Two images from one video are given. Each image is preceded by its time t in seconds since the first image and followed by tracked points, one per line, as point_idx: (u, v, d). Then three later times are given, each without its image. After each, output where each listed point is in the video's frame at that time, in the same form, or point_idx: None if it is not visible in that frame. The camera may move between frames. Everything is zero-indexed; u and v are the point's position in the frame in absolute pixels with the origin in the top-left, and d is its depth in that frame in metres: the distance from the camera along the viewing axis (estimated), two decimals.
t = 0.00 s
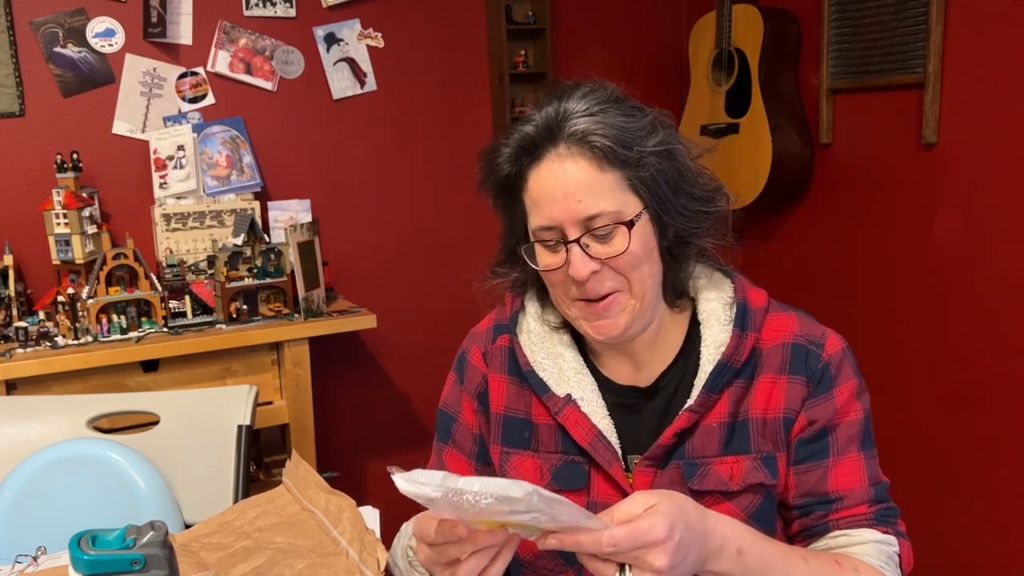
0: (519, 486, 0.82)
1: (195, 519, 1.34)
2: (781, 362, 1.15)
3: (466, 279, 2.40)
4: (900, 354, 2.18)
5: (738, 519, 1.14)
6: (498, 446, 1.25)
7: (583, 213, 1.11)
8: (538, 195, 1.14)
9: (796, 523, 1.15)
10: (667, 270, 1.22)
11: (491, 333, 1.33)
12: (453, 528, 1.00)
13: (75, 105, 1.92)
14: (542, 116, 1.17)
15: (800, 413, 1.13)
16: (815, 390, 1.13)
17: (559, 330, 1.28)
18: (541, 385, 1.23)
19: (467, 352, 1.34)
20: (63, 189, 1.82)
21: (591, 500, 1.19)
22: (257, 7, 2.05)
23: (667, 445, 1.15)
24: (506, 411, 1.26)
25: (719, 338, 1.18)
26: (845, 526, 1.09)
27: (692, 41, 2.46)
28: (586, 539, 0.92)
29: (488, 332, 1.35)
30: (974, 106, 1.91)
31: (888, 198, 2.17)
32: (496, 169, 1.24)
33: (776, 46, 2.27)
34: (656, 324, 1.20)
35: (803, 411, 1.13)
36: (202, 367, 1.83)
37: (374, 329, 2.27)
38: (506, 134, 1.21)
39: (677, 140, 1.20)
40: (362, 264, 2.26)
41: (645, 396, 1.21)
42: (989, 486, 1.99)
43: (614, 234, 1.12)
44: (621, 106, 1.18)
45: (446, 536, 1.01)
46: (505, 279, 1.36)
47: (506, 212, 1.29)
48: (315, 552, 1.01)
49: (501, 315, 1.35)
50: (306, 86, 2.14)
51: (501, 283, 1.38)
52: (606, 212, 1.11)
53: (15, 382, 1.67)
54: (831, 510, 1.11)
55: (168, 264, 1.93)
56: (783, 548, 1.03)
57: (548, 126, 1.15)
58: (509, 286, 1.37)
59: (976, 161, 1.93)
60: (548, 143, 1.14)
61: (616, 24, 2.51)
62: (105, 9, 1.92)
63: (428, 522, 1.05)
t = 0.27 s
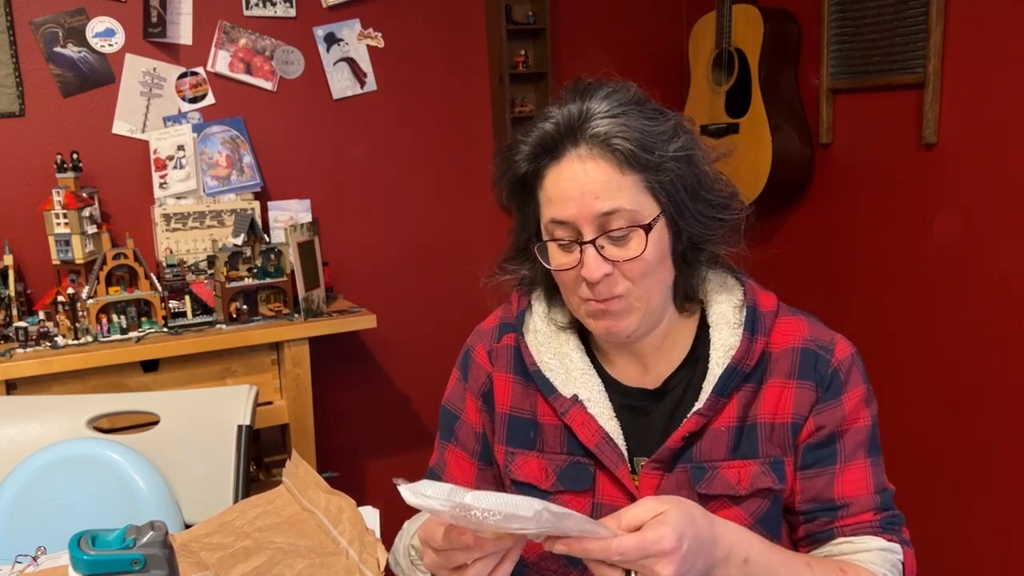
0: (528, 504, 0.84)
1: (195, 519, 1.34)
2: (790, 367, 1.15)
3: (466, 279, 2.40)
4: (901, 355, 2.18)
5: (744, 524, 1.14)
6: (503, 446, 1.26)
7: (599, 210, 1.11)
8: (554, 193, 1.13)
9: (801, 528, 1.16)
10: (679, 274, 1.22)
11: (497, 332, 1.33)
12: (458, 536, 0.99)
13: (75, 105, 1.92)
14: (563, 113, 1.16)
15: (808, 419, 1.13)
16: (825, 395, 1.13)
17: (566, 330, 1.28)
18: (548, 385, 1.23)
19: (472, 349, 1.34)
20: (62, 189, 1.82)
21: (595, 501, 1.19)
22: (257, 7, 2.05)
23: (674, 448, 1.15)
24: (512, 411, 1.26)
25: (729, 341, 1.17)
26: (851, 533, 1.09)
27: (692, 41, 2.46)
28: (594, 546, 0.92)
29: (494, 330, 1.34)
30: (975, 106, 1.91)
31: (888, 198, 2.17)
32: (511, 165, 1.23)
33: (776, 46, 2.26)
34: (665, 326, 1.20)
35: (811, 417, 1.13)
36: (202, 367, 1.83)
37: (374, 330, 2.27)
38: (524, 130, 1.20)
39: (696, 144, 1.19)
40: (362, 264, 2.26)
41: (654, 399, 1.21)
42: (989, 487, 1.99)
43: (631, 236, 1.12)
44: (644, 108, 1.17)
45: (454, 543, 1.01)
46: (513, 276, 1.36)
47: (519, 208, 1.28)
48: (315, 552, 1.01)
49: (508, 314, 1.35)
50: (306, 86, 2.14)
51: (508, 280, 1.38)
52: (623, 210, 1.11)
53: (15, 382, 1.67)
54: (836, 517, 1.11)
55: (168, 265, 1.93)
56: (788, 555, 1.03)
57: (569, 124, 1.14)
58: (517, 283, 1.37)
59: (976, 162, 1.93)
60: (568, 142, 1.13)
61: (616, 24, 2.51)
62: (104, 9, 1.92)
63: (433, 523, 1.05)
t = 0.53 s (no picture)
0: (524, 509, 0.83)
1: (195, 519, 1.34)
2: (791, 369, 1.15)
3: (466, 278, 2.39)
4: (901, 355, 2.18)
5: (744, 525, 1.14)
6: (503, 446, 1.26)
7: (601, 217, 1.10)
8: (556, 197, 1.12)
9: (800, 531, 1.16)
10: (680, 277, 1.21)
11: (497, 332, 1.33)
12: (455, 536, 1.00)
13: (75, 105, 1.92)
14: (566, 116, 1.15)
15: (809, 421, 1.13)
16: (825, 397, 1.13)
17: (566, 330, 1.28)
18: (548, 386, 1.23)
19: (473, 349, 1.34)
20: (63, 189, 1.82)
21: (595, 502, 1.19)
22: (257, 7, 2.05)
23: (674, 450, 1.15)
24: (512, 411, 1.26)
25: (730, 343, 1.17)
26: (850, 536, 1.09)
27: (692, 41, 2.46)
28: (593, 550, 0.91)
29: (494, 330, 1.34)
30: (975, 106, 1.91)
31: (888, 199, 2.17)
32: (513, 167, 1.22)
33: (776, 46, 2.26)
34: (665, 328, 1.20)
35: (812, 419, 1.13)
36: (202, 367, 1.83)
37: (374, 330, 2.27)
38: (527, 132, 1.20)
39: (700, 148, 1.19)
40: (362, 264, 2.26)
41: (655, 400, 1.21)
42: (989, 487, 1.99)
43: (632, 242, 1.12)
44: (648, 112, 1.16)
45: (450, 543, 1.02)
46: (515, 276, 1.36)
47: (521, 209, 1.28)
48: (315, 552, 1.01)
49: (508, 313, 1.35)
50: (306, 86, 2.14)
51: (510, 279, 1.37)
52: (625, 217, 1.10)
53: (15, 382, 1.67)
54: (836, 519, 1.11)
55: (168, 264, 1.93)
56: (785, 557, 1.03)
57: (571, 127, 1.14)
58: (517, 283, 1.36)
59: (976, 161, 1.93)
60: (570, 145, 1.13)
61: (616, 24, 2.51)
62: (105, 9, 1.92)
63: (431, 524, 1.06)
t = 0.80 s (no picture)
0: (522, 519, 0.83)
1: (195, 519, 1.34)
2: (790, 370, 1.15)
3: (466, 278, 2.39)
4: (901, 355, 2.18)
5: (743, 526, 1.14)
6: (502, 447, 1.26)
7: (597, 223, 1.09)
8: (552, 202, 1.12)
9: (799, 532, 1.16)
10: (678, 279, 1.21)
11: (496, 333, 1.33)
12: (451, 541, 1.01)
13: (75, 105, 1.92)
14: (562, 120, 1.14)
15: (808, 422, 1.13)
16: (825, 398, 1.13)
17: (565, 331, 1.28)
18: (547, 387, 1.23)
19: (472, 350, 1.34)
20: (63, 189, 1.82)
21: (594, 504, 1.19)
22: (257, 7, 2.05)
23: (673, 451, 1.15)
24: (511, 412, 1.26)
25: (729, 344, 1.17)
26: (849, 537, 1.09)
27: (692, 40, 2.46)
28: (591, 557, 0.91)
29: (493, 331, 1.34)
30: (975, 105, 1.90)
31: (888, 199, 2.17)
32: (509, 170, 1.21)
33: (776, 46, 2.26)
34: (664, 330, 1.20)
35: (811, 420, 1.13)
36: (202, 367, 1.83)
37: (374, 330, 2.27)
38: (522, 135, 1.19)
39: (698, 150, 1.18)
40: (362, 264, 2.26)
41: (654, 401, 1.21)
42: (989, 487, 1.99)
43: (627, 247, 1.11)
44: (644, 114, 1.15)
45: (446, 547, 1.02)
46: (513, 277, 1.35)
47: (518, 211, 1.27)
48: (315, 552, 1.01)
49: (507, 314, 1.35)
50: (306, 86, 2.14)
51: (509, 280, 1.37)
52: (621, 223, 1.10)
53: (15, 382, 1.67)
54: (834, 521, 1.11)
55: (168, 264, 1.93)
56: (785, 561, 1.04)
57: (567, 131, 1.13)
58: (515, 284, 1.36)
59: (976, 161, 1.93)
60: (565, 149, 1.12)
61: (616, 24, 2.51)
62: (104, 9, 1.92)
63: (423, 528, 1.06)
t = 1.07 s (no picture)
0: (523, 526, 0.85)
1: (194, 519, 1.34)
2: (790, 373, 1.15)
3: (466, 278, 2.39)
4: (901, 355, 2.18)
5: (743, 530, 1.15)
6: (501, 450, 1.25)
7: (593, 229, 1.09)
8: (548, 207, 1.12)
9: (798, 535, 1.16)
10: (676, 283, 1.21)
11: (494, 336, 1.33)
12: (451, 547, 1.01)
13: (75, 105, 1.92)
14: (558, 124, 1.14)
15: (808, 426, 1.13)
16: (825, 402, 1.13)
17: (563, 334, 1.28)
18: (546, 391, 1.23)
19: (470, 353, 1.34)
20: (63, 189, 1.82)
21: (594, 507, 1.19)
22: (257, 7, 2.05)
23: (673, 454, 1.15)
24: (510, 416, 1.25)
25: (728, 347, 1.17)
26: (848, 541, 1.10)
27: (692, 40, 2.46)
28: (590, 563, 0.92)
29: (491, 334, 1.34)
30: (975, 105, 1.90)
31: (888, 199, 2.17)
32: (505, 175, 1.21)
33: (776, 47, 2.27)
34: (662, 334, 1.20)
35: (812, 424, 1.13)
36: (202, 367, 1.83)
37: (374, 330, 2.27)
38: (518, 139, 1.18)
39: (696, 153, 1.18)
40: (362, 264, 2.26)
41: (653, 405, 1.21)
42: (988, 487, 1.99)
43: (623, 253, 1.11)
44: (642, 117, 1.14)
45: (445, 553, 1.02)
46: (511, 279, 1.34)
47: (514, 215, 1.27)
48: (315, 552, 1.01)
49: (505, 318, 1.35)
50: (306, 86, 2.14)
51: (507, 283, 1.36)
52: (618, 227, 1.09)
53: (15, 382, 1.67)
54: (834, 525, 1.11)
55: (168, 264, 1.93)
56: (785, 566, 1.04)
57: (563, 136, 1.12)
58: (513, 287, 1.35)
59: (976, 161, 1.93)
60: (561, 154, 1.11)
61: (616, 24, 2.51)
62: (105, 9, 1.92)
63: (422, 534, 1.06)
